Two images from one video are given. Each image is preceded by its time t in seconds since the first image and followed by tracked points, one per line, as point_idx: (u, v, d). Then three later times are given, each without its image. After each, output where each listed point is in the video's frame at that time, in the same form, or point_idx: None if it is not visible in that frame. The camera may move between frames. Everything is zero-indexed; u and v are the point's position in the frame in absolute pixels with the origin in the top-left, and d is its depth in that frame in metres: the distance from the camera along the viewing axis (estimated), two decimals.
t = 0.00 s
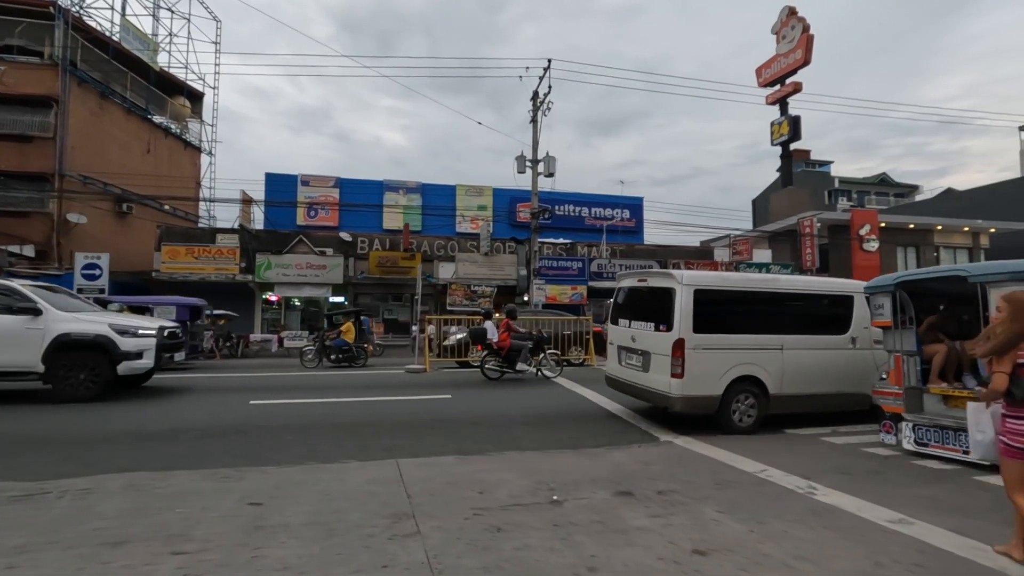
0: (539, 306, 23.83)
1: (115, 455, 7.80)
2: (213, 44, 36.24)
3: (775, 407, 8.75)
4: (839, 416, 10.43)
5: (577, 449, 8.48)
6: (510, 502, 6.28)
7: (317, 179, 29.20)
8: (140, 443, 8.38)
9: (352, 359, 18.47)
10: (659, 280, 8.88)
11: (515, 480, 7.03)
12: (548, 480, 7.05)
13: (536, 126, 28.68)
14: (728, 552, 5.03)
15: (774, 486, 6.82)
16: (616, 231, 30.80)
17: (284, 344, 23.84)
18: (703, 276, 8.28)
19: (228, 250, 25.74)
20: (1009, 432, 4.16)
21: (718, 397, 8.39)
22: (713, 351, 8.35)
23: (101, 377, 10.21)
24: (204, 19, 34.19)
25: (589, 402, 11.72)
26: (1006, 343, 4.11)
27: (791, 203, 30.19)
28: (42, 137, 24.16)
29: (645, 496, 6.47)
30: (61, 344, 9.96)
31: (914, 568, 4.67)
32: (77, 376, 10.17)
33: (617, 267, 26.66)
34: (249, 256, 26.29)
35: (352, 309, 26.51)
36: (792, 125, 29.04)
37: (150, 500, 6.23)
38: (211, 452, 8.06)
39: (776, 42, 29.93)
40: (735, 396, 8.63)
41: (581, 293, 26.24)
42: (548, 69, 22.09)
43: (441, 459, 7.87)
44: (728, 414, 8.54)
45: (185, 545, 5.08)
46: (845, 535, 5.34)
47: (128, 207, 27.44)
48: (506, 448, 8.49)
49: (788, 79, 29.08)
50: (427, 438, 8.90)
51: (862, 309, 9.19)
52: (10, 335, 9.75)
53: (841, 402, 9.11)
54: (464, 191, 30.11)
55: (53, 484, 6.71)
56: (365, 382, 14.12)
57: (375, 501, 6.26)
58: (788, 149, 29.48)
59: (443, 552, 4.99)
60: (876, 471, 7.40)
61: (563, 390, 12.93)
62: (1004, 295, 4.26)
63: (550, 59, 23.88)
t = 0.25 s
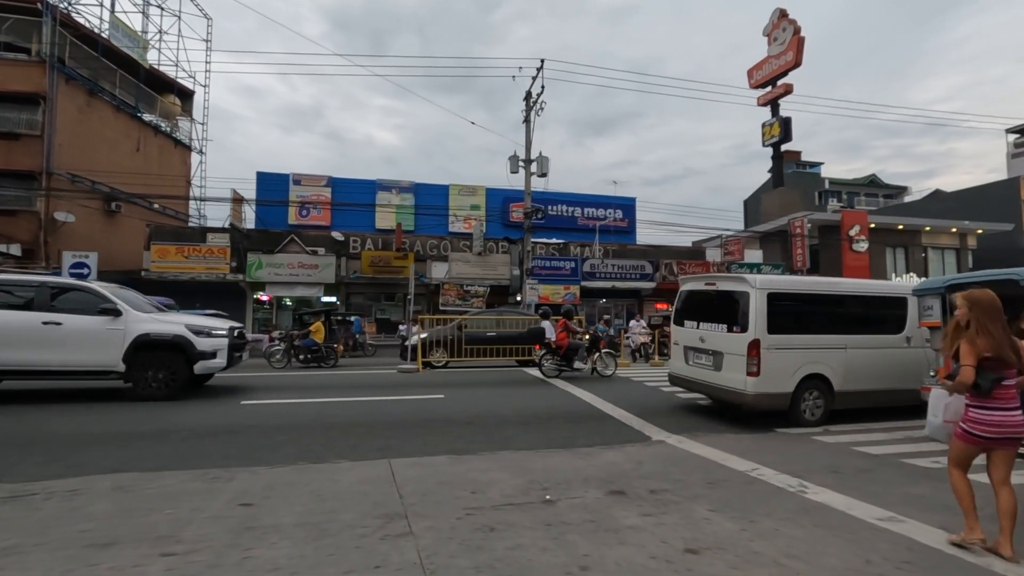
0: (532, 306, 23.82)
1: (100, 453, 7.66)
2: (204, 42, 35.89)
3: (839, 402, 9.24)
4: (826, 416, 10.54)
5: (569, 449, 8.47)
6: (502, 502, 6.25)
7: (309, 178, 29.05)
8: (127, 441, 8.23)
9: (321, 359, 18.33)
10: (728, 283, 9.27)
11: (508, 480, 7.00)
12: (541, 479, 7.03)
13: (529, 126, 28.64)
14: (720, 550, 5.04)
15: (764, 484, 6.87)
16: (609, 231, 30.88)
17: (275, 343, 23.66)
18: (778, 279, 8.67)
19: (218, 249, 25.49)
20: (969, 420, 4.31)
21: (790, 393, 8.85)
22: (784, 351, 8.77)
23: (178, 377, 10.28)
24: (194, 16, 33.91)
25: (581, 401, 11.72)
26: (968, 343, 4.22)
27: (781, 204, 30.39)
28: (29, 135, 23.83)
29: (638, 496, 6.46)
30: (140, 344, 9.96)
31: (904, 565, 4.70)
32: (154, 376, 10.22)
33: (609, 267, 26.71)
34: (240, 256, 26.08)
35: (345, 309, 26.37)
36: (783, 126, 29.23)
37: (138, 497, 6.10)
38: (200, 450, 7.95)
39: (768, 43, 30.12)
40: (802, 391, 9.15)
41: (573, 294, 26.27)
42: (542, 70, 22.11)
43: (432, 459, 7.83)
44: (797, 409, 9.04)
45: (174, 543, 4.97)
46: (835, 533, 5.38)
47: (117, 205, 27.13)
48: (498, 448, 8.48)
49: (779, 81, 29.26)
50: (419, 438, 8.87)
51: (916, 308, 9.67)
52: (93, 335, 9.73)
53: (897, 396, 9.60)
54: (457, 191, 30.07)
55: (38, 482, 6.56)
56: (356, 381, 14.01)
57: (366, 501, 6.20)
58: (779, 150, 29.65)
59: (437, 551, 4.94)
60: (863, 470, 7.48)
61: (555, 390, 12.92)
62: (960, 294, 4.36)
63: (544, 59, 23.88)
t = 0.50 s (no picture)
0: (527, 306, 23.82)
1: (92, 455, 7.57)
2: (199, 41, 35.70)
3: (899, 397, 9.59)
4: (821, 416, 10.58)
5: (564, 449, 8.46)
6: (497, 503, 6.23)
7: (304, 179, 28.97)
8: (119, 442, 8.15)
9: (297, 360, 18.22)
10: (791, 285, 9.64)
11: (503, 481, 6.98)
12: (535, 480, 7.03)
13: (525, 126, 28.62)
14: (716, 550, 5.04)
15: (758, 485, 6.88)
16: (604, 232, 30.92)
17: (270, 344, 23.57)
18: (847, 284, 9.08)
19: (212, 249, 25.33)
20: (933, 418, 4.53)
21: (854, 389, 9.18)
22: (848, 348, 9.11)
23: (253, 379, 10.43)
24: (188, 16, 33.71)
25: (576, 401, 11.71)
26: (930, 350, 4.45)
27: (775, 206, 30.51)
28: (21, 134, 23.63)
29: (633, 497, 6.45)
30: (219, 345, 10.06)
31: (898, 564, 4.71)
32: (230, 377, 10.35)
33: (604, 268, 26.75)
34: (234, 256, 25.94)
35: (340, 310, 26.26)
36: (777, 128, 29.34)
37: (130, 499, 6.02)
38: (193, 452, 7.88)
39: (762, 46, 30.24)
40: (865, 387, 9.51)
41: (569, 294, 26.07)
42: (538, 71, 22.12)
43: (426, 460, 7.80)
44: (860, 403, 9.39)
45: (167, 546, 4.90)
46: (829, 532, 5.40)
47: (110, 205, 26.95)
48: (494, 449, 8.46)
49: (774, 83, 29.38)
50: (413, 439, 8.84)
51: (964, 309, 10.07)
52: (174, 337, 9.83)
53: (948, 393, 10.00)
54: (452, 191, 30.03)
55: (28, 484, 6.47)
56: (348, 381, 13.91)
57: (360, 502, 6.16)
58: (773, 152, 29.78)
59: (433, 554, 4.90)
60: (857, 470, 7.51)
61: (550, 390, 12.91)
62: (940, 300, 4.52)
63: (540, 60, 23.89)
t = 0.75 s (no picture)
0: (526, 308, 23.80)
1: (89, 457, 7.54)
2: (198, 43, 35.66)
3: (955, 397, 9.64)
4: (818, 418, 10.59)
5: (562, 451, 8.46)
6: (495, 505, 6.22)
7: (303, 180, 28.98)
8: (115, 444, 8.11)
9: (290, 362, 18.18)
10: (850, 289, 9.63)
11: (501, 482, 6.97)
12: (534, 481, 7.02)
13: (523, 128, 28.62)
14: (715, 552, 5.04)
15: (757, 486, 6.88)
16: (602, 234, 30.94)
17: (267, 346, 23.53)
18: (913, 288, 9.01)
19: (210, 251, 25.25)
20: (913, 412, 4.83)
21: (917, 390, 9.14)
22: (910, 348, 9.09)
23: (327, 377, 10.75)
24: (187, 17, 33.70)
25: (574, 403, 11.70)
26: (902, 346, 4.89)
27: (773, 208, 30.56)
28: (19, 135, 23.60)
29: (631, 498, 6.45)
30: (296, 346, 10.39)
31: (895, 565, 4.72)
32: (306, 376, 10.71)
33: (602, 269, 26.75)
34: (232, 257, 25.90)
35: (337, 312, 26.22)
36: (775, 130, 29.41)
37: (127, 501, 6.00)
38: (190, 454, 7.85)
39: (760, 48, 30.31)
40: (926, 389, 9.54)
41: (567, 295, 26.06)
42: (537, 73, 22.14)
43: (424, 461, 7.79)
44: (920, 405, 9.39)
45: (164, 549, 4.88)
46: (826, 534, 5.41)
47: (108, 206, 26.92)
48: (493, 450, 8.46)
49: (772, 85, 29.44)
50: (411, 440, 8.83)
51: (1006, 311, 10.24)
52: (253, 338, 10.17)
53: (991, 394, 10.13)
54: (450, 193, 30.03)
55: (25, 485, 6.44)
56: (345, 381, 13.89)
57: (357, 504, 6.15)
58: (771, 154, 29.84)
59: (431, 555, 4.90)
60: (855, 471, 7.52)
61: (548, 392, 12.91)
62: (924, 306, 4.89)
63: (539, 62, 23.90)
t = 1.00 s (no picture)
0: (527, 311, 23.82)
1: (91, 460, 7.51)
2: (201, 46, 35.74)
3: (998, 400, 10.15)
4: (819, 421, 10.57)
5: (562, 453, 8.45)
6: (494, 508, 6.22)
7: (304, 183, 29.07)
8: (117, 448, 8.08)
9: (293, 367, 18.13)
10: (911, 293, 10.22)
11: (501, 486, 6.96)
12: (534, 484, 7.02)
13: (524, 131, 28.64)
14: (715, 555, 5.02)
15: (757, 489, 6.86)
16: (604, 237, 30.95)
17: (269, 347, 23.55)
18: (970, 289, 9.59)
19: (212, 253, 25.28)
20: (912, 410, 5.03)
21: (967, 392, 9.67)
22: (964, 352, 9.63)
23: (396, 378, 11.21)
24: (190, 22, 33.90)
25: (574, 405, 11.69)
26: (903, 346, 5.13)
27: (774, 210, 30.57)
28: (21, 138, 23.72)
29: (630, 502, 6.43)
30: (367, 350, 10.86)
31: (896, 568, 4.71)
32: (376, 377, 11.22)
33: (604, 272, 26.73)
34: (233, 260, 25.93)
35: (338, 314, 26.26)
36: (776, 133, 29.44)
37: (127, 503, 5.98)
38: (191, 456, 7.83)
39: (761, 51, 30.34)
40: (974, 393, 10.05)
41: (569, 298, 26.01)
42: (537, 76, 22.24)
43: (424, 464, 7.78)
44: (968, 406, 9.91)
45: (164, 551, 4.87)
46: (827, 536, 5.39)
47: (110, 209, 27.00)
48: (493, 453, 8.46)
49: (772, 88, 29.48)
50: (411, 443, 8.83)
51: None
52: (328, 341, 10.66)
53: None
54: (451, 196, 30.06)
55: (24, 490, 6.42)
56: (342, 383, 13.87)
57: (356, 507, 6.13)
58: (772, 157, 29.85)
59: (431, 558, 4.90)
60: (854, 474, 7.50)
61: (548, 394, 12.89)
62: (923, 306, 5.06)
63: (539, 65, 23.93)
